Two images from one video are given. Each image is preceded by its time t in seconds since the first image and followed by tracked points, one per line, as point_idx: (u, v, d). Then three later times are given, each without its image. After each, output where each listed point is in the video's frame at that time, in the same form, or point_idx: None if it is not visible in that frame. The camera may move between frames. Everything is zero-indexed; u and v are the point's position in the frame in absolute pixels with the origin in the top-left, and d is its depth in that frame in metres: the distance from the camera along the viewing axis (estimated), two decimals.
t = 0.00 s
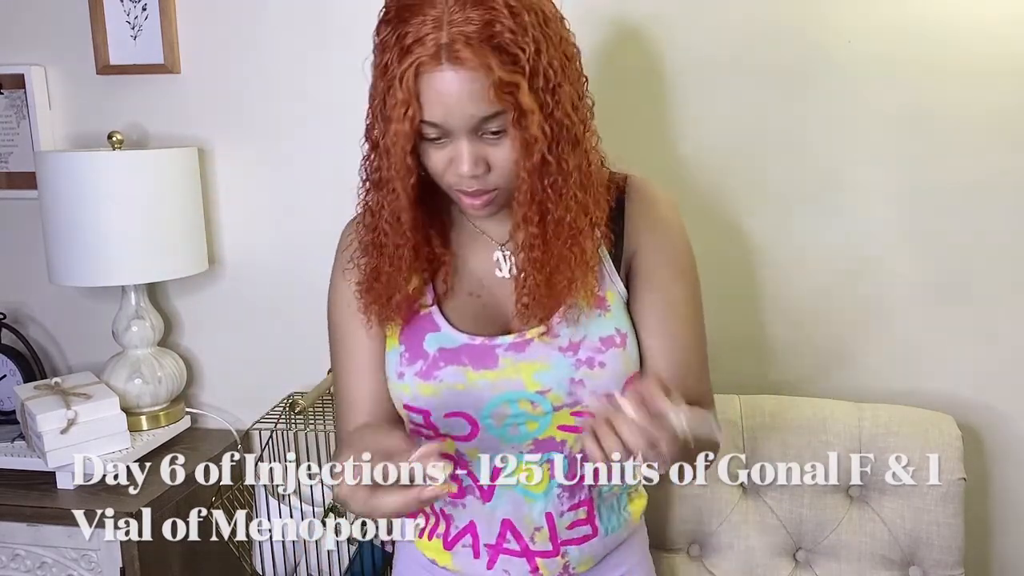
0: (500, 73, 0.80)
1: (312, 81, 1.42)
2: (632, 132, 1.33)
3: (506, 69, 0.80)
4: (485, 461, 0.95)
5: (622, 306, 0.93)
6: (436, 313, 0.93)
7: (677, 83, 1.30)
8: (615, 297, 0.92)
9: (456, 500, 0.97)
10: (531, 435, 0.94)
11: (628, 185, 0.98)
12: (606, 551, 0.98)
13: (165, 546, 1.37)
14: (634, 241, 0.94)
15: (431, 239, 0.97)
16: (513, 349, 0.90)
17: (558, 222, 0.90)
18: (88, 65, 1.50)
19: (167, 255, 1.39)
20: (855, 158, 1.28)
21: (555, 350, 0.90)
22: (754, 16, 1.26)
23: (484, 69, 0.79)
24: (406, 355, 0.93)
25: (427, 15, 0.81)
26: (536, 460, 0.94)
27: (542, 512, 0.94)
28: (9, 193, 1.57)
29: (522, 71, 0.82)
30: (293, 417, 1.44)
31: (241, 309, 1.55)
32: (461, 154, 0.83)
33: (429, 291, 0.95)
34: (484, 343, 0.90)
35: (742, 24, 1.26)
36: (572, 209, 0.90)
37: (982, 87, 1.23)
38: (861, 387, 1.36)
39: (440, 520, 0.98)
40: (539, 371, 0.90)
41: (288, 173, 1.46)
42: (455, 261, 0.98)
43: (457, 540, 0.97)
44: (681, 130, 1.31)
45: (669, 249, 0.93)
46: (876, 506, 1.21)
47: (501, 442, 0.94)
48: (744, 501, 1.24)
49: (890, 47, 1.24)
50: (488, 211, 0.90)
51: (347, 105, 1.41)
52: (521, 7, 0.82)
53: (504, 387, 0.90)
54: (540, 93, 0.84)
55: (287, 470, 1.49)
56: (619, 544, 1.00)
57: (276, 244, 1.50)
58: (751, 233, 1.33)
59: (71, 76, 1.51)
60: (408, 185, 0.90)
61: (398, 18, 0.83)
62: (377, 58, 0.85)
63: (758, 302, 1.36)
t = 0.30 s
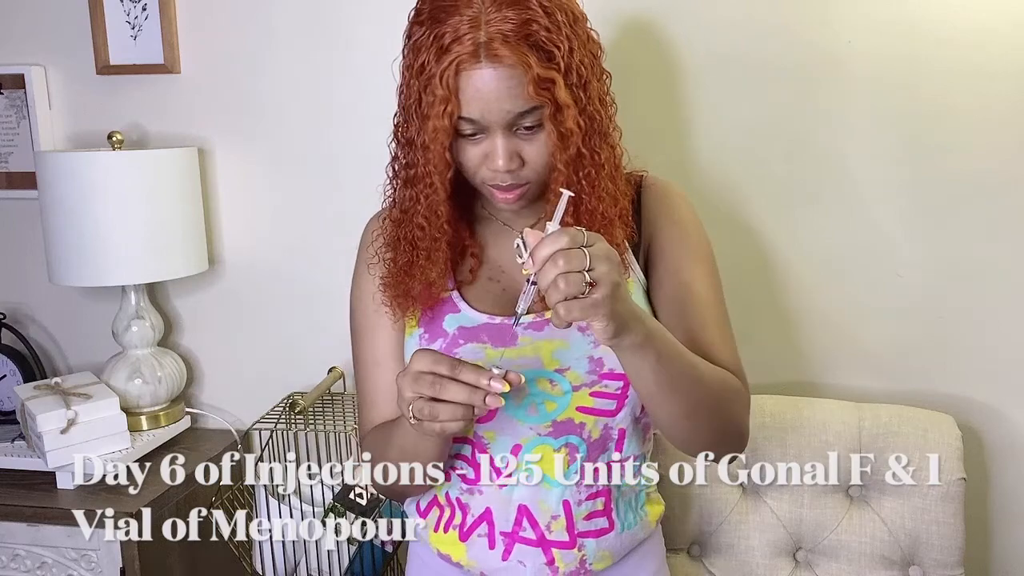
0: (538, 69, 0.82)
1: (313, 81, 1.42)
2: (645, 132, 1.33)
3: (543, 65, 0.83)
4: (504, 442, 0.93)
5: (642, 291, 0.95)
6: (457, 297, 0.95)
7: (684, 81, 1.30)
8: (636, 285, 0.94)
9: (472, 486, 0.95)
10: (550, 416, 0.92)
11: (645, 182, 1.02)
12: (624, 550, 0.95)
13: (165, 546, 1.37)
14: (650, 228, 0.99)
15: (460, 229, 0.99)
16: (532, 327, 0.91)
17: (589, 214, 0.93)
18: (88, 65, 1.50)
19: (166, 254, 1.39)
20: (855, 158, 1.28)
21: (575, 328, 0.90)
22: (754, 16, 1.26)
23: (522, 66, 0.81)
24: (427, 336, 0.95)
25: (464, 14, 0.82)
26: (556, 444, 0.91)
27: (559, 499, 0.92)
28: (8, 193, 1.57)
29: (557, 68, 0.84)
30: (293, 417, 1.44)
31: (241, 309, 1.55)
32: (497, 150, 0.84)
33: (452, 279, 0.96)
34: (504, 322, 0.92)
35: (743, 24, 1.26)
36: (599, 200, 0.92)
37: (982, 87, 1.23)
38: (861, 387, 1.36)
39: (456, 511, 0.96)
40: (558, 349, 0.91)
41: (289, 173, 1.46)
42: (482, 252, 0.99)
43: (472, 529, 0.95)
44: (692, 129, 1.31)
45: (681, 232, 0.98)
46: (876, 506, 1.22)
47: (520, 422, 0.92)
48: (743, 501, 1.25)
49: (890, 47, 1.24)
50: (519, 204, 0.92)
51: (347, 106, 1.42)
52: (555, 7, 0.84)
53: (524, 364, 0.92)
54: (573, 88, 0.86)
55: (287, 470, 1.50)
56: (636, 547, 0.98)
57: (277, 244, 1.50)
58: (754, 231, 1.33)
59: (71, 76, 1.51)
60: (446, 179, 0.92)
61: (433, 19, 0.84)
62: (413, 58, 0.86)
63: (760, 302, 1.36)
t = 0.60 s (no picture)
0: (544, 74, 0.82)
1: (313, 81, 1.42)
2: (648, 129, 1.33)
3: (549, 69, 0.82)
4: (508, 440, 0.93)
5: (646, 291, 0.95)
6: (462, 296, 0.95)
7: (686, 80, 1.30)
8: (641, 285, 0.95)
9: (476, 484, 0.94)
10: (555, 415, 0.91)
11: (650, 182, 1.02)
12: (627, 549, 0.95)
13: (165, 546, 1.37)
14: (655, 227, 0.99)
15: (463, 228, 0.99)
16: (537, 327, 0.91)
17: (594, 216, 0.93)
18: (88, 65, 1.50)
19: (166, 255, 1.39)
20: (855, 158, 1.28)
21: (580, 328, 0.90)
22: (754, 15, 1.26)
23: (528, 70, 0.81)
24: (431, 334, 0.95)
25: (471, 17, 0.82)
26: (560, 442, 0.91)
27: (563, 497, 0.92)
28: (8, 193, 1.57)
29: (563, 72, 0.84)
30: (293, 418, 1.45)
31: (241, 309, 1.55)
32: (501, 152, 0.84)
33: (455, 278, 0.96)
34: (509, 321, 0.92)
35: (743, 23, 1.26)
36: (604, 203, 0.92)
37: (982, 86, 1.22)
38: (861, 387, 1.36)
39: (460, 509, 0.96)
40: (562, 348, 0.91)
41: (289, 174, 1.47)
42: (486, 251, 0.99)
43: (476, 527, 0.95)
44: (696, 128, 1.31)
45: (686, 231, 0.98)
46: (876, 507, 1.22)
47: (523, 421, 0.93)
48: (743, 502, 1.24)
49: (890, 47, 1.24)
50: (523, 206, 0.92)
51: (347, 105, 1.42)
52: (561, 11, 0.84)
53: (528, 363, 0.92)
54: (578, 92, 0.86)
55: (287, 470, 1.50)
56: (639, 546, 0.97)
57: (276, 244, 1.50)
58: (755, 230, 1.33)
59: (71, 76, 1.51)
60: (451, 181, 0.92)
61: (440, 20, 0.84)
62: (419, 59, 0.86)
63: (760, 301, 1.36)
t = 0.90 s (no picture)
0: (550, 78, 0.82)
1: (313, 81, 1.42)
2: (651, 129, 1.33)
3: (555, 73, 0.82)
4: (510, 441, 0.93)
5: (649, 293, 0.95)
6: (465, 296, 0.94)
7: (688, 80, 1.30)
8: (644, 287, 0.94)
9: (478, 485, 0.95)
10: (557, 416, 0.91)
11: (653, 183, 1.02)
12: (628, 550, 0.95)
13: (165, 546, 1.37)
14: (658, 228, 0.99)
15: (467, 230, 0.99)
16: (540, 327, 0.91)
17: (599, 219, 0.93)
18: (88, 65, 1.50)
19: (167, 254, 1.39)
20: (855, 158, 1.28)
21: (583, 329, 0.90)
22: (755, 15, 1.26)
23: (535, 74, 0.81)
24: (434, 334, 0.95)
25: (478, 20, 0.82)
26: (562, 443, 0.91)
27: (564, 498, 0.92)
28: (8, 193, 1.57)
29: (569, 76, 0.84)
30: (294, 418, 1.45)
31: (241, 309, 1.55)
32: (506, 155, 0.84)
33: (458, 279, 0.96)
34: (512, 321, 0.91)
35: (743, 24, 1.26)
36: (609, 205, 0.92)
37: (982, 87, 1.23)
38: (861, 387, 1.36)
39: (461, 510, 0.96)
40: (565, 349, 0.91)
41: (289, 174, 1.47)
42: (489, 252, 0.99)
43: (478, 528, 0.94)
44: (699, 129, 1.31)
45: (689, 233, 0.98)
46: (877, 507, 1.22)
47: (526, 422, 0.93)
48: (743, 502, 1.24)
49: (890, 47, 1.24)
50: (528, 208, 0.92)
51: (348, 105, 1.42)
52: (568, 15, 0.84)
53: (531, 364, 0.92)
54: (584, 96, 0.86)
55: (287, 471, 1.49)
56: (641, 548, 0.97)
57: (277, 243, 1.50)
58: (755, 231, 1.33)
59: (71, 76, 1.51)
60: (456, 184, 0.92)
61: (446, 22, 0.84)
62: (425, 61, 0.86)
63: (760, 301, 1.36)
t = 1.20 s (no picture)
0: (549, 80, 0.82)
1: (314, 81, 1.42)
2: (651, 129, 1.33)
3: (554, 76, 0.82)
4: (510, 442, 0.93)
5: (648, 295, 0.95)
6: (464, 297, 0.94)
7: (689, 80, 1.30)
8: (643, 288, 0.94)
9: (477, 486, 0.94)
10: (556, 417, 0.92)
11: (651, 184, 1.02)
12: (628, 551, 0.95)
13: (165, 545, 1.37)
14: (657, 229, 0.99)
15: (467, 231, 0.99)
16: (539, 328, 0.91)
17: (599, 221, 0.93)
18: (89, 65, 1.50)
19: (167, 254, 1.39)
20: (855, 158, 1.28)
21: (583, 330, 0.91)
22: (755, 15, 1.26)
23: (534, 77, 0.81)
24: (433, 336, 0.95)
25: (477, 22, 0.82)
26: (562, 444, 0.91)
27: (564, 499, 0.92)
28: (8, 193, 1.57)
29: (568, 78, 0.84)
30: (294, 418, 1.45)
31: (241, 309, 1.55)
32: (505, 158, 0.84)
33: (457, 281, 0.96)
34: (511, 322, 0.91)
35: (742, 24, 1.26)
36: (608, 206, 0.93)
37: (982, 86, 1.22)
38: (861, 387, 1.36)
39: (461, 511, 0.95)
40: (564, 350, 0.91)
41: (288, 173, 1.47)
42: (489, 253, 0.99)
43: (478, 529, 0.94)
44: (699, 129, 1.31)
45: (687, 235, 0.98)
46: (876, 507, 1.22)
47: (525, 423, 0.93)
48: (743, 502, 1.24)
49: (890, 46, 1.24)
50: (527, 209, 0.92)
51: (347, 105, 1.42)
52: (567, 17, 0.84)
53: (531, 366, 0.92)
54: (584, 98, 0.86)
55: (287, 471, 1.49)
56: (641, 549, 0.97)
57: (277, 243, 1.50)
58: (757, 231, 1.33)
59: (71, 76, 1.51)
60: (455, 186, 0.92)
61: (445, 24, 0.84)
62: (424, 63, 0.86)
63: (760, 301, 1.36)
